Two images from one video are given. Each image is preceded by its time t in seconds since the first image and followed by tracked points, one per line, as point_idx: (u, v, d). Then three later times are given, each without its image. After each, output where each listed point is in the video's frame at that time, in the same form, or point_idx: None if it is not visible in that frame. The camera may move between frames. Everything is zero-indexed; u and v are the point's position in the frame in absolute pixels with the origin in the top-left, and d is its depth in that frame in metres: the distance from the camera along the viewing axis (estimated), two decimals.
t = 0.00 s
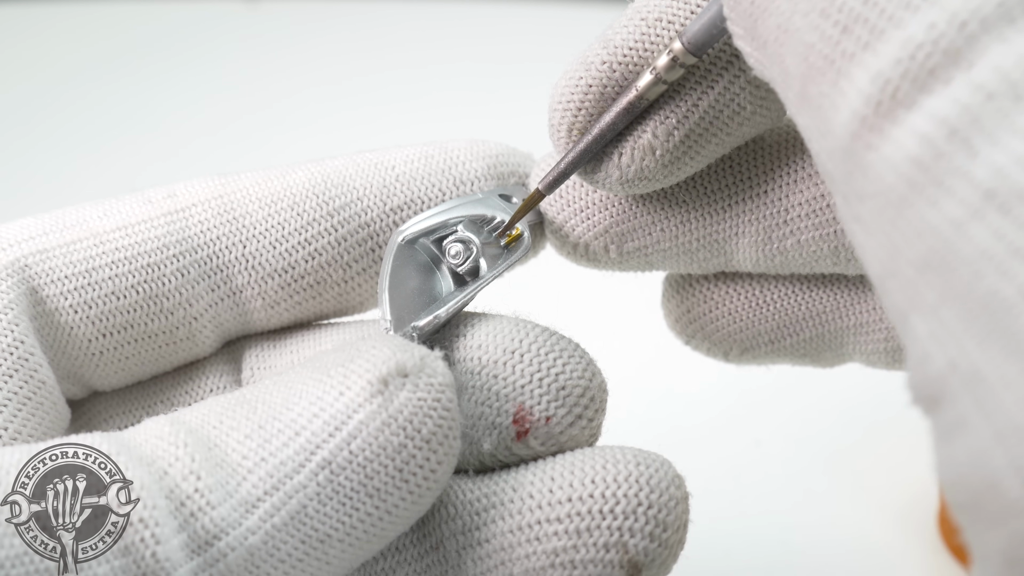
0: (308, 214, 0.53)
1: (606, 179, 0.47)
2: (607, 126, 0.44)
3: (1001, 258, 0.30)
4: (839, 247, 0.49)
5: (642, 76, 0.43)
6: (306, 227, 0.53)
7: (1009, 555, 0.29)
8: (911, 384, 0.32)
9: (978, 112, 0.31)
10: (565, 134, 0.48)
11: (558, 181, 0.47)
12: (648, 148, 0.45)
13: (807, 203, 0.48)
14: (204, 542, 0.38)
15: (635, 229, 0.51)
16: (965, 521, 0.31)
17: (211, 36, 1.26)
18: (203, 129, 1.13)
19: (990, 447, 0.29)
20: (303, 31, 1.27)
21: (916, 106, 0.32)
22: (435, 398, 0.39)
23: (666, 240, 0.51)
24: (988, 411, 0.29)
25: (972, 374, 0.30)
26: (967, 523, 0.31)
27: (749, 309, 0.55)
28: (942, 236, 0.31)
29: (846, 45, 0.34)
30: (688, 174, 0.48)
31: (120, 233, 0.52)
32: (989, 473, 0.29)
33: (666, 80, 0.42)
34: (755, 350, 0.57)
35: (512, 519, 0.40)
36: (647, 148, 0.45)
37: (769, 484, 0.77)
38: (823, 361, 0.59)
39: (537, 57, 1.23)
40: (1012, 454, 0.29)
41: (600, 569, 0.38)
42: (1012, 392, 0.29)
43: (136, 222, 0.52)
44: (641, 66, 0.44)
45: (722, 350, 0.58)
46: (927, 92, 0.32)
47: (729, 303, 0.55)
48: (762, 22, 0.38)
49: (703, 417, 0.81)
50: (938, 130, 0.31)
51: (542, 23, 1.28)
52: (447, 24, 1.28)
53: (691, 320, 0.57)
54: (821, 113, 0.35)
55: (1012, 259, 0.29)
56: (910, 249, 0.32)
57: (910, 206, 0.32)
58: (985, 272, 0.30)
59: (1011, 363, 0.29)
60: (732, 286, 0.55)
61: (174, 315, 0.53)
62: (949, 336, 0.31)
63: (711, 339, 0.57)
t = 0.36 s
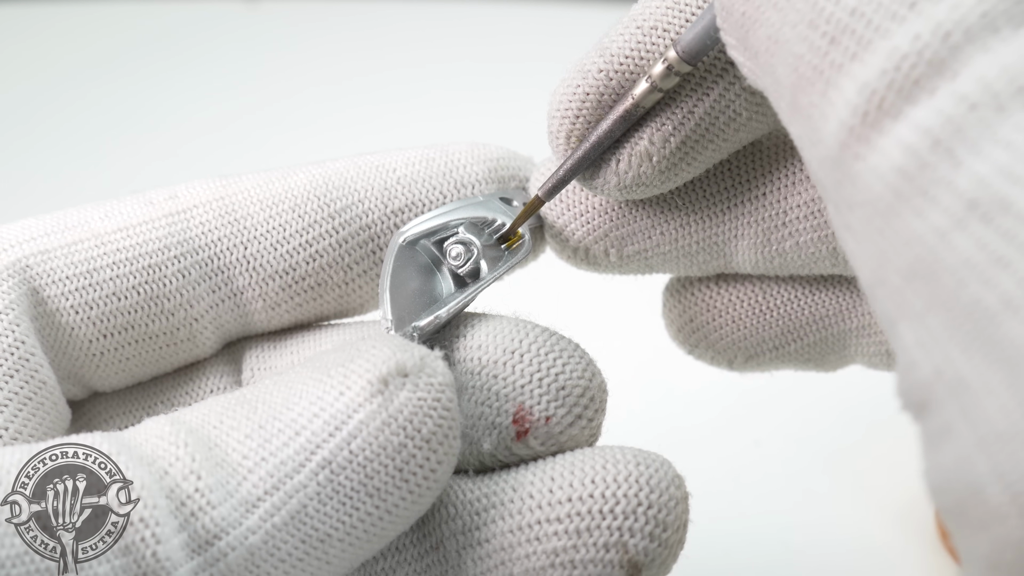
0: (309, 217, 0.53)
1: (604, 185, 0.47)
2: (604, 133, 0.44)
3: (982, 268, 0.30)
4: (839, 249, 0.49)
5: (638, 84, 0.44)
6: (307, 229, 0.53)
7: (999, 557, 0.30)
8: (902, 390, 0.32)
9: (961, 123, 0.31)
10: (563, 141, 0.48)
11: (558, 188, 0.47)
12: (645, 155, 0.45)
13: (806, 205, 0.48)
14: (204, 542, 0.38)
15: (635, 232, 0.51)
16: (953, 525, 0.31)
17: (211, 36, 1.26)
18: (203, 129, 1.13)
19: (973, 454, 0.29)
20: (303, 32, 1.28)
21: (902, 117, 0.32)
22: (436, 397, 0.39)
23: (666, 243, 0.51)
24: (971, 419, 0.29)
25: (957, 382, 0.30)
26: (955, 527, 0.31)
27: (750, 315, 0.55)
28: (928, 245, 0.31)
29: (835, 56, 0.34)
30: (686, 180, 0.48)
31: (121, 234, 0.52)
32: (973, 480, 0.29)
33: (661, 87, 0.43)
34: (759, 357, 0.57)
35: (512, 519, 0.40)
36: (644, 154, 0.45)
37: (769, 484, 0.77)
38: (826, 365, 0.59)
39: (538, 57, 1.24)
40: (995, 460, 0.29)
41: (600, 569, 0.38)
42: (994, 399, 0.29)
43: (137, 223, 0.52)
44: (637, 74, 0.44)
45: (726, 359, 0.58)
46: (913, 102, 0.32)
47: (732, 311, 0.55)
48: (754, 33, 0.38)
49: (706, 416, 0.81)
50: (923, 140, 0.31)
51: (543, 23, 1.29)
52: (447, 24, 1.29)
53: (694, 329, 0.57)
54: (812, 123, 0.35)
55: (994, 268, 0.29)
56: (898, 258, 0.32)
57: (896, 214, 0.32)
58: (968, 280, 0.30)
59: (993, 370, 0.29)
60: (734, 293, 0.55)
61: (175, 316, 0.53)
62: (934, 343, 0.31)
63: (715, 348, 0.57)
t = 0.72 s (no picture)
0: (309, 215, 0.53)
1: (623, 170, 0.47)
2: (626, 117, 0.44)
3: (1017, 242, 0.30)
4: (839, 249, 0.49)
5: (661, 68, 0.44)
6: (306, 227, 0.53)
7: None
8: (927, 368, 0.32)
9: (994, 101, 0.31)
10: (583, 125, 0.47)
11: (576, 171, 0.47)
12: (666, 139, 0.45)
13: (808, 204, 0.48)
14: (203, 540, 0.38)
15: (635, 228, 0.51)
16: (979, 504, 0.31)
17: (212, 36, 1.26)
18: (203, 129, 1.13)
19: (1004, 428, 0.29)
20: (303, 31, 1.28)
21: (933, 96, 0.32)
22: (434, 396, 0.38)
23: (667, 239, 0.51)
24: (1001, 393, 0.29)
25: (986, 356, 0.30)
26: (981, 505, 0.31)
27: (744, 314, 0.55)
28: (958, 220, 0.31)
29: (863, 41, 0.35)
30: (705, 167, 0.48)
31: (120, 233, 0.52)
32: (1002, 455, 0.29)
33: (685, 72, 0.42)
34: (750, 356, 0.57)
35: (511, 519, 0.40)
36: (667, 139, 0.45)
37: (770, 485, 0.77)
38: (817, 368, 0.59)
39: (538, 57, 1.23)
40: None
41: (600, 569, 0.38)
42: None
43: (136, 222, 0.52)
44: (660, 59, 0.44)
45: (717, 356, 0.57)
46: (943, 82, 0.32)
47: (725, 309, 0.55)
48: (783, 15, 0.38)
49: (704, 417, 0.81)
50: (954, 119, 0.32)
51: (543, 23, 1.29)
52: (447, 23, 1.28)
53: (686, 325, 0.57)
54: (840, 104, 0.36)
55: None
56: (925, 235, 0.33)
57: (925, 192, 0.32)
58: (1000, 255, 0.30)
59: None
60: (729, 291, 0.55)
61: (174, 315, 0.53)
62: (964, 319, 0.31)
63: (706, 345, 0.57)
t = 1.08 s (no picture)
0: (308, 214, 0.53)
1: (608, 184, 0.47)
2: (609, 131, 0.44)
3: (1001, 260, 0.30)
4: (834, 250, 0.49)
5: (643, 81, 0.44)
6: (306, 226, 0.53)
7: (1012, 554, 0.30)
8: (914, 384, 0.33)
9: (976, 116, 0.31)
10: (566, 140, 0.47)
11: (559, 186, 0.47)
12: (651, 152, 0.45)
13: (802, 206, 0.48)
14: (203, 539, 0.38)
15: (631, 230, 0.51)
16: (968, 520, 0.32)
17: (212, 36, 1.26)
18: (203, 129, 1.13)
19: (992, 447, 0.30)
20: (304, 31, 1.28)
21: (913, 111, 0.32)
22: (434, 394, 0.39)
23: (662, 241, 0.51)
24: (988, 412, 0.30)
25: (973, 375, 0.30)
26: (970, 521, 0.32)
27: (743, 313, 0.55)
28: (942, 237, 0.32)
29: (842, 50, 0.34)
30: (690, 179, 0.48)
31: (120, 233, 0.52)
32: (991, 473, 0.30)
33: (667, 85, 0.43)
34: (751, 355, 0.57)
35: (509, 518, 0.40)
36: (651, 151, 0.45)
37: (769, 484, 0.77)
38: (819, 365, 0.59)
39: (538, 57, 1.24)
40: (1013, 453, 0.29)
41: (598, 568, 0.38)
42: (1012, 393, 0.29)
43: (136, 222, 0.52)
44: (642, 72, 0.44)
45: (717, 355, 0.58)
46: (922, 96, 0.32)
47: (725, 308, 0.55)
48: (762, 28, 0.38)
49: (701, 417, 0.81)
50: (937, 134, 0.31)
51: (543, 23, 1.29)
52: (447, 24, 1.28)
53: (686, 325, 0.57)
54: (820, 118, 0.35)
55: (1012, 261, 0.30)
56: (910, 251, 0.33)
57: (909, 208, 0.32)
58: (984, 274, 0.30)
59: (1013, 363, 0.29)
60: (729, 290, 0.55)
61: (174, 315, 0.53)
62: (949, 337, 0.31)
63: (707, 344, 0.57)
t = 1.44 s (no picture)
0: (308, 217, 0.53)
1: (607, 192, 0.47)
2: (607, 139, 0.45)
3: (989, 268, 0.30)
4: (833, 254, 0.49)
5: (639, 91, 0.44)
6: (306, 229, 0.53)
7: (1002, 557, 0.30)
8: (904, 390, 0.33)
9: (965, 123, 0.31)
10: (565, 148, 0.48)
11: (558, 196, 0.47)
12: (648, 160, 0.45)
13: (801, 211, 0.48)
14: (204, 539, 0.38)
15: (631, 236, 0.52)
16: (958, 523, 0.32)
17: (212, 36, 1.26)
18: (204, 129, 1.14)
19: (981, 452, 0.29)
20: (304, 32, 1.28)
21: (904, 118, 0.32)
22: (434, 394, 0.39)
23: (661, 247, 0.52)
24: (977, 417, 0.30)
25: (963, 380, 0.30)
26: (960, 524, 0.32)
27: (743, 318, 0.55)
28: (932, 244, 0.32)
29: (831, 57, 0.35)
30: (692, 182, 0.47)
31: (121, 234, 0.52)
32: (981, 478, 0.30)
33: (663, 93, 0.43)
34: (751, 359, 0.57)
35: (509, 518, 0.41)
36: (649, 159, 0.45)
37: (769, 484, 0.77)
38: (818, 368, 0.59)
39: (538, 57, 1.24)
40: (1002, 457, 0.29)
41: (598, 569, 0.38)
42: (1000, 397, 0.29)
43: (137, 223, 0.52)
44: (639, 81, 0.45)
45: (717, 359, 0.58)
46: (912, 103, 0.32)
47: (725, 312, 0.55)
48: (755, 37, 0.38)
49: (700, 416, 0.80)
50: (927, 140, 0.32)
51: (542, 23, 1.29)
52: (448, 24, 1.29)
53: (686, 329, 0.57)
54: (813, 126, 0.36)
55: (1000, 267, 0.30)
56: (901, 258, 0.33)
57: (900, 215, 0.33)
58: (973, 280, 0.30)
59: (1001, 369, 0.29)
60: (729, 294, 0.55)
61: (174, 316, 0.53)
62: (940, 343, 0.31)
63: (707, 348, 0.57)
